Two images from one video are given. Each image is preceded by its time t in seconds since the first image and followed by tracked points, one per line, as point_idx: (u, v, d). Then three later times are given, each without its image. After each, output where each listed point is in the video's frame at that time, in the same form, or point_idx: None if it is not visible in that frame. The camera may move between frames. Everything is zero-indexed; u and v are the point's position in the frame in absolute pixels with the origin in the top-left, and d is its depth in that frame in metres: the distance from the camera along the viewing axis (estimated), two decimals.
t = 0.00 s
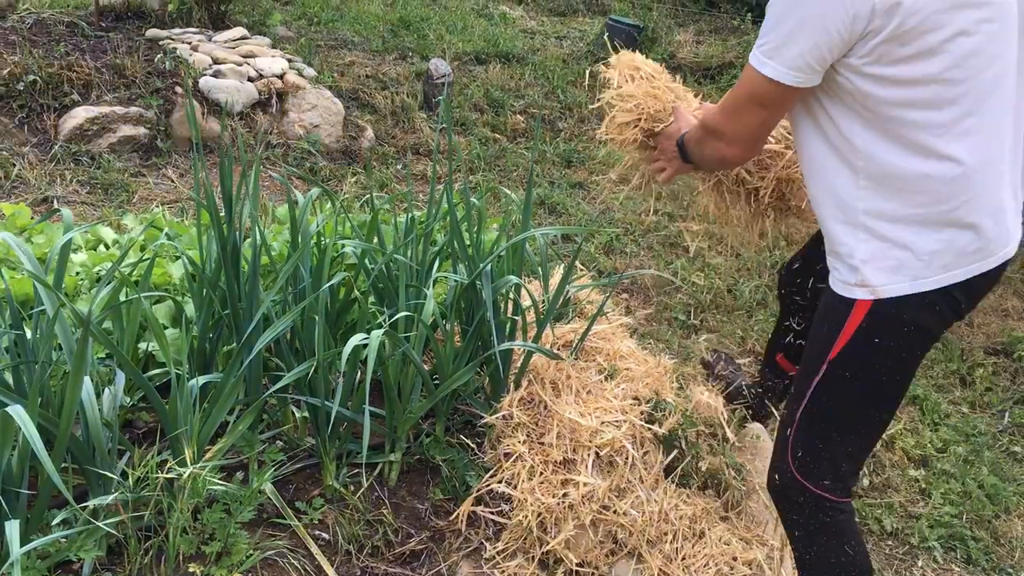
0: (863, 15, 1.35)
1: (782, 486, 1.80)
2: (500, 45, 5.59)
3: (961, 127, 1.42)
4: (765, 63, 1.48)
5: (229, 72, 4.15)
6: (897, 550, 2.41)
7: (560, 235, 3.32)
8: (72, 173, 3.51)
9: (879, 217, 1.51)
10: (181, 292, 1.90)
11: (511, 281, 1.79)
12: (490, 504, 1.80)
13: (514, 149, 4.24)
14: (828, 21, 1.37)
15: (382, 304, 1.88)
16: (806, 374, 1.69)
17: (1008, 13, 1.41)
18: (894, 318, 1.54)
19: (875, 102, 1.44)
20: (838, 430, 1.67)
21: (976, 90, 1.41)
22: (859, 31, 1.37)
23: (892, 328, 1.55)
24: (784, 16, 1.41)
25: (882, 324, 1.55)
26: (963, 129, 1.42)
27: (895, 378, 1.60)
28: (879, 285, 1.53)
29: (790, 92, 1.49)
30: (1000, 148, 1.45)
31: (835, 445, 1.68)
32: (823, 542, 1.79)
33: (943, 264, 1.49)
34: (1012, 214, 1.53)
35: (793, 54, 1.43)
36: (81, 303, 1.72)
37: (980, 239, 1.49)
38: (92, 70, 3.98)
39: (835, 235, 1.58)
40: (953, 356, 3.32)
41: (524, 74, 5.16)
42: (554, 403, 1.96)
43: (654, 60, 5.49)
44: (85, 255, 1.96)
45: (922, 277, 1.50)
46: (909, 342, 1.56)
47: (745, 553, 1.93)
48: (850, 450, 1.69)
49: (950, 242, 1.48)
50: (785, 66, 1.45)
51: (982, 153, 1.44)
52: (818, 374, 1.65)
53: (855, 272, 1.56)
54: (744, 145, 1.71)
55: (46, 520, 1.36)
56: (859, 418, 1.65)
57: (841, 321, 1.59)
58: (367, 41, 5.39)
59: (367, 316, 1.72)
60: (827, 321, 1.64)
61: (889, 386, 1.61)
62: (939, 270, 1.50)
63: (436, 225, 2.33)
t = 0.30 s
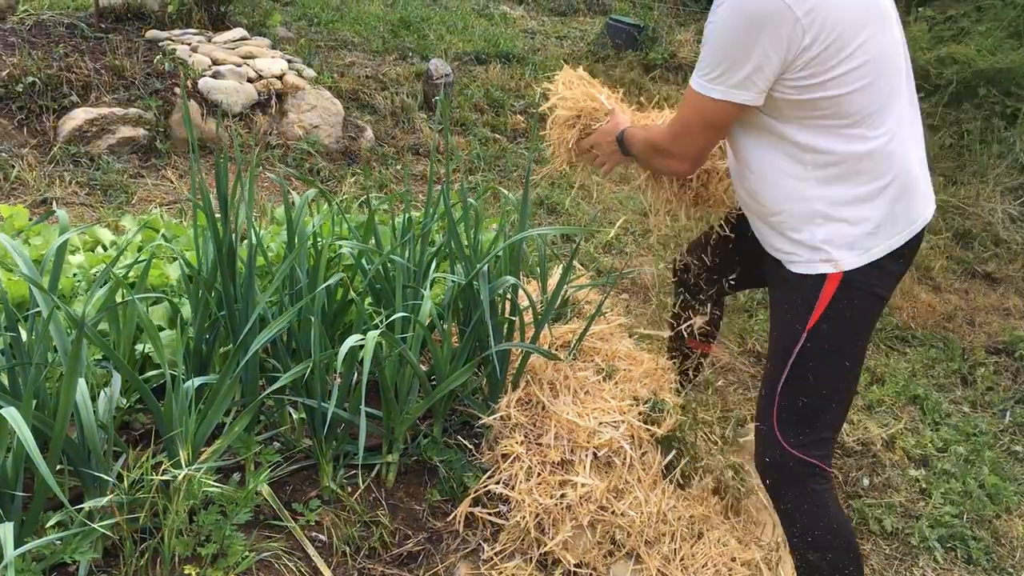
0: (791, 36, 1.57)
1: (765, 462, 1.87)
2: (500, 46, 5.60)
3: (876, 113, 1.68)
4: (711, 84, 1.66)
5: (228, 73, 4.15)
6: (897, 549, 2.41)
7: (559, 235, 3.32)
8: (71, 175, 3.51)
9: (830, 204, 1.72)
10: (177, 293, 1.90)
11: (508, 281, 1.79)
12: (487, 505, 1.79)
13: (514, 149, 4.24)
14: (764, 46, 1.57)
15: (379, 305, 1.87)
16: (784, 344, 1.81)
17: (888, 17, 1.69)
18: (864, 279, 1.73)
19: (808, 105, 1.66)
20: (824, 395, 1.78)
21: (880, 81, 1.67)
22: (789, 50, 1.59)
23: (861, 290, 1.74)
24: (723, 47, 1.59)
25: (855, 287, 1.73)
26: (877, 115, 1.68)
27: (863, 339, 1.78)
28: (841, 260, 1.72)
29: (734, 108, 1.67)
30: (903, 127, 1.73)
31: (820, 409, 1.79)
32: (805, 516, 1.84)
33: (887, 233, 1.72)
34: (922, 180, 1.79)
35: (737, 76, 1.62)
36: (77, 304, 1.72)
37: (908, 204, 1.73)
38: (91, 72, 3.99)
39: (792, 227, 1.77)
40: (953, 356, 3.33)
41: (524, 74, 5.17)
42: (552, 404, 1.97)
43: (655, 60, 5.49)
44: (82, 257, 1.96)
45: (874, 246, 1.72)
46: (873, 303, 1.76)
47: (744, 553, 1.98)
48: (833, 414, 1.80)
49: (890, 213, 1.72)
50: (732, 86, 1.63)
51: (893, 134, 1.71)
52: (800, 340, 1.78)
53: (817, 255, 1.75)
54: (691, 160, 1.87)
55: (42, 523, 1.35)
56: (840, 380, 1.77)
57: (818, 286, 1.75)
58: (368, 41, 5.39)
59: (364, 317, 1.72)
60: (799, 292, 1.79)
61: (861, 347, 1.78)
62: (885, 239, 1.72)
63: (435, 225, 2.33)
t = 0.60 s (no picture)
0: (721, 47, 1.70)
1: (802, 449, 1.96)
2: (503, 47, 5.60)
3: (818, 106, 1.78)
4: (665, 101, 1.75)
5: (231, 74, 4.15)
6: (901, 551, 2.42)
7: (562, 236, 3.33)
8: (76, 176, 3.52)
9: (794, 195, 1.84)
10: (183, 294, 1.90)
11: (513, 282, 1.79)
12: (492, 507, 1.79)
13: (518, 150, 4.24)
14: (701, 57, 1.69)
15: (384, 306, 1.87)
16: (792, 338, 1.92)
17: (814, 13, 1.79)
18: (848, 261, 1.82)
19: (751, 111, 1.79)
20: (836, 377, 1.86)
21: (818, 73, 1.77)
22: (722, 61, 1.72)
23: (849, 273, 1.82)
24: (665, 65, 1.71)
25: (839, 272, 1.82)
26: (821, 105, 1.78)
27: (864, 316, 1.85)
28: (813, 247, 1.83)
29: (695, 117, 1.75)
30: (851, 112, 1.82)
31: (835, 391, 1.87)
32: (846, 492, 1.91)
33: (854, 214, 1.82)
34: (883, 154, 1.88)
35: (687, 86, 1.71)
36: (83, 305, 1.72)
37: (870, 181, 1.82)
38: (95, 73, 3.99)
39: (767, 224, 1.89)
40: (957, 357, 3.33)
41: (528, 75, 5.18)
42: (557, 405, 1.96)
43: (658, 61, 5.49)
44: (87, 258, 1.97)
45: (843, 229, 1.81)
46: (865, 282, 1.83)
47: (749, 555, 1.98)
48: (853, 393, 1.87)
49: (853, 194, 1.81)
50: (688, 95, 1.72)
51: (840, 121, 1.80)
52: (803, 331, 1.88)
53: (792, 246, 1.86)
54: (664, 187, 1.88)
55: (48, 524, 1.35)
56: (850, 360, 1.84)
57: (806, 281, 1.85)
58: (371, 42, 5.40)
59: (369, 318, 1.72)
60: (792, 289, 1.90)
61: (864, 326, 1.85)
62: (853, 220, 1.82)
63: (439, 226, 2.33)
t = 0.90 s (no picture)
0: (677, 87, 1.73)
1: (809, 454, 1.98)
2: (505, 50, 5.63)
3: (794, 122, 1.80)
4: (607, 139, 1.77)
5: (233, 77, 4.16)
6: (901, 553, 2.43)
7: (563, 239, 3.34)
8: (78, 178, 3.53)
9: (782, 210, 1.87)
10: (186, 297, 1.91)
11: (515, 285, 1.80)
12: (494, 508, 1.80)
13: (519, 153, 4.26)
14: (655, 99, 1.72)
15: (386, 308, 1.88)
16: (794, 347, 1.95)
17: (775, 29, 1.80)
18: (842, 268, 1.84)
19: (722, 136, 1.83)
20: (836, 383, 1.87)
21: (784, 90, 1.79)
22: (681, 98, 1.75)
23: (844, 279, 1.84)
24: (615, 108, 1.73)
25: (834, 280, 1.85)
26: (791, 122, 1.80)
27: (863, 322, 1.86)
28: (806, 256, 1.86)
29: (636, 155, 1.77)
30: (829, 120, 1.83)
31: (836, 397, 1.88)
32: (853, 493, 1.92)
33: (844, 221, 1.84)
34: (870, 152, 1.88)
35: (631, 129, 1.74)
36: (88, 307, 1.73)
37: (857, 184, 1.83)
38: (98, 76, 4.00)
39: (761, 240, 1.94)
40: (957, 360, 3.34)
41: (529, 79, 5.20)
42: (558, 407, 1.97)
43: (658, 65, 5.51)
44: (91, 260, 1.98)
45: (833, 237, 1.84)
46: (863, 288, 1.85)
47: (749, 557, 1.99)
48: (856, 398, 1.88)
49: (839, 201, 1.83)
50: (628, 136, 1.75)
51: (820, 134, 1.81)
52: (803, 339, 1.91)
53: (787, 257, 1.90)
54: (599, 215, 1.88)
55: (53, 524, 1.36)
56: (849, 365, 1.86)
57: (802, 289, 1.89)
58: (372, 46, 5.42)
59: (371, 320, 1.73)
60: (791, 297, 1.93)
61: (864, 331, 1.86)
62: (843, 227, 1.84)
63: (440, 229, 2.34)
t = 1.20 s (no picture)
0: (670, 104, 1.76)
1: (807, 457, 1.97)
2: (506, 52, 5.64)
3: (786, 130, 1.81)
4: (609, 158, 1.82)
5: (234, 78, 4.16)
6: (902, 555, 2.42)
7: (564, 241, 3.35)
8: (79, 179, 3.53)
9: (778, 217, 1.88)
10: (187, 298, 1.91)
11: (516, 286, 1.80)
12: (495, 509, 1.80)
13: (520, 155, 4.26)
14: (649, 116, 1.76)
15: (387, 310, 1.88)
16: (790, 350, 1.95)
17: (764, 40, 1.81)
18: (839, 271, 1.85)
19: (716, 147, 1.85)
20: (833, 385, 1.88)
21: (775, 100, 1.80)
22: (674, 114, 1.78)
23: (841, 282, 1.85)
24: (611, 128, 1.78)
25: (830, 283, 1.86)
26: (783, 131, 1.82)
27: (859, 324, 1.87)
28: (802, 261, 1.87)
29: (638, 172, 1.82)
30: (822, 127, 1.83)
31: (833, 399, 1.88)
32: (849, 494, 1.92)
33: (839, 225, 1.84)
34: (866, 156, 1.88)
35: (631, 148, 1.79)
36: (89, 307, 1.73)
37: (852, 188, 1.84)
38: (99, 77, 4.00)
39: (760, 248, 1.94)
40: (958, 362, 3.34)
41: (530, 81, 5.21)
42: (559, 408, 1.98)
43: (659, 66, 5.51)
44: (93, 261, 1.98)
45: (829, 241, 1.85)
46: (859, 292, 1.86)
47: (750, 558, 1.98)
48: (853, 399, 1.88)
49: (834, 206, 1.84)
50: (628, 155, 1.79)
51: (812, 141, 1.82)
52: (799, 342, 1.91)
53: (783, 261, 1.91)
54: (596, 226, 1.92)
55: (53, 525, 1.36)
56: (845, 368, 1.86)
57: (799, 293, 1.90)
58: (373, 47, 5.42)
59: (372, 321, 1.73)
60: (787, 301, 1.94)
61: (860, 333, 1.87)
62: (839, 232, 1.84)
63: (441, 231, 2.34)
